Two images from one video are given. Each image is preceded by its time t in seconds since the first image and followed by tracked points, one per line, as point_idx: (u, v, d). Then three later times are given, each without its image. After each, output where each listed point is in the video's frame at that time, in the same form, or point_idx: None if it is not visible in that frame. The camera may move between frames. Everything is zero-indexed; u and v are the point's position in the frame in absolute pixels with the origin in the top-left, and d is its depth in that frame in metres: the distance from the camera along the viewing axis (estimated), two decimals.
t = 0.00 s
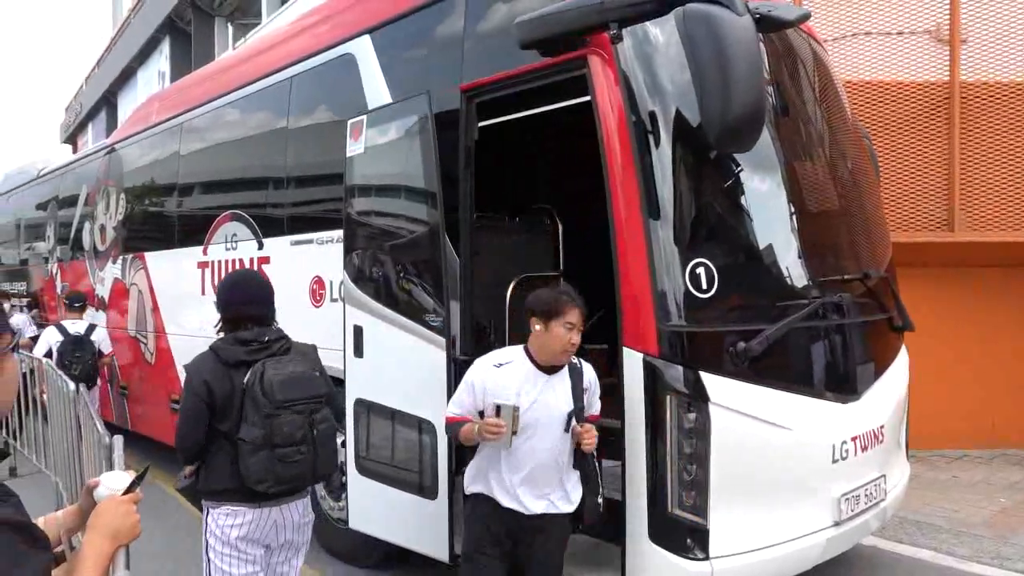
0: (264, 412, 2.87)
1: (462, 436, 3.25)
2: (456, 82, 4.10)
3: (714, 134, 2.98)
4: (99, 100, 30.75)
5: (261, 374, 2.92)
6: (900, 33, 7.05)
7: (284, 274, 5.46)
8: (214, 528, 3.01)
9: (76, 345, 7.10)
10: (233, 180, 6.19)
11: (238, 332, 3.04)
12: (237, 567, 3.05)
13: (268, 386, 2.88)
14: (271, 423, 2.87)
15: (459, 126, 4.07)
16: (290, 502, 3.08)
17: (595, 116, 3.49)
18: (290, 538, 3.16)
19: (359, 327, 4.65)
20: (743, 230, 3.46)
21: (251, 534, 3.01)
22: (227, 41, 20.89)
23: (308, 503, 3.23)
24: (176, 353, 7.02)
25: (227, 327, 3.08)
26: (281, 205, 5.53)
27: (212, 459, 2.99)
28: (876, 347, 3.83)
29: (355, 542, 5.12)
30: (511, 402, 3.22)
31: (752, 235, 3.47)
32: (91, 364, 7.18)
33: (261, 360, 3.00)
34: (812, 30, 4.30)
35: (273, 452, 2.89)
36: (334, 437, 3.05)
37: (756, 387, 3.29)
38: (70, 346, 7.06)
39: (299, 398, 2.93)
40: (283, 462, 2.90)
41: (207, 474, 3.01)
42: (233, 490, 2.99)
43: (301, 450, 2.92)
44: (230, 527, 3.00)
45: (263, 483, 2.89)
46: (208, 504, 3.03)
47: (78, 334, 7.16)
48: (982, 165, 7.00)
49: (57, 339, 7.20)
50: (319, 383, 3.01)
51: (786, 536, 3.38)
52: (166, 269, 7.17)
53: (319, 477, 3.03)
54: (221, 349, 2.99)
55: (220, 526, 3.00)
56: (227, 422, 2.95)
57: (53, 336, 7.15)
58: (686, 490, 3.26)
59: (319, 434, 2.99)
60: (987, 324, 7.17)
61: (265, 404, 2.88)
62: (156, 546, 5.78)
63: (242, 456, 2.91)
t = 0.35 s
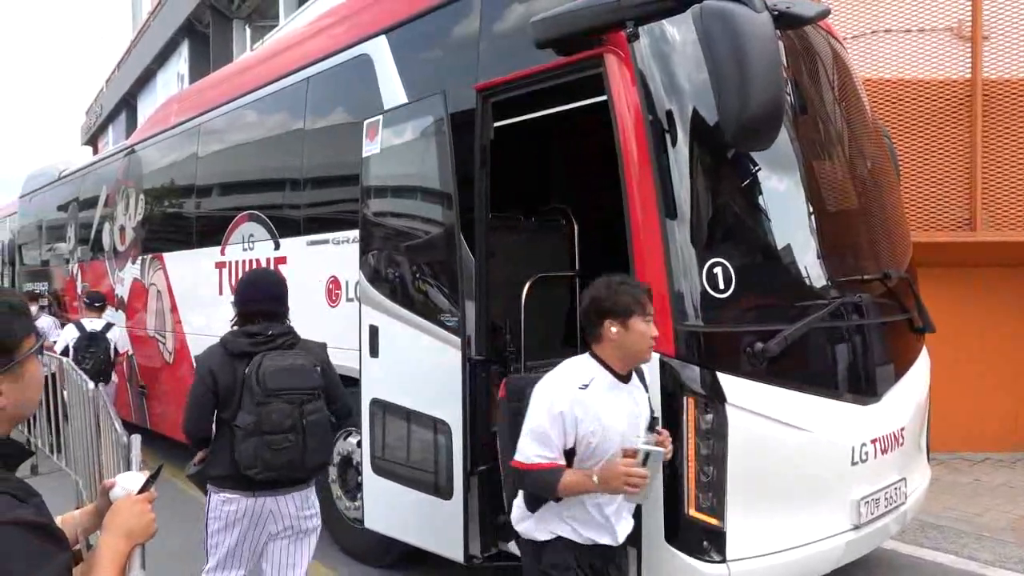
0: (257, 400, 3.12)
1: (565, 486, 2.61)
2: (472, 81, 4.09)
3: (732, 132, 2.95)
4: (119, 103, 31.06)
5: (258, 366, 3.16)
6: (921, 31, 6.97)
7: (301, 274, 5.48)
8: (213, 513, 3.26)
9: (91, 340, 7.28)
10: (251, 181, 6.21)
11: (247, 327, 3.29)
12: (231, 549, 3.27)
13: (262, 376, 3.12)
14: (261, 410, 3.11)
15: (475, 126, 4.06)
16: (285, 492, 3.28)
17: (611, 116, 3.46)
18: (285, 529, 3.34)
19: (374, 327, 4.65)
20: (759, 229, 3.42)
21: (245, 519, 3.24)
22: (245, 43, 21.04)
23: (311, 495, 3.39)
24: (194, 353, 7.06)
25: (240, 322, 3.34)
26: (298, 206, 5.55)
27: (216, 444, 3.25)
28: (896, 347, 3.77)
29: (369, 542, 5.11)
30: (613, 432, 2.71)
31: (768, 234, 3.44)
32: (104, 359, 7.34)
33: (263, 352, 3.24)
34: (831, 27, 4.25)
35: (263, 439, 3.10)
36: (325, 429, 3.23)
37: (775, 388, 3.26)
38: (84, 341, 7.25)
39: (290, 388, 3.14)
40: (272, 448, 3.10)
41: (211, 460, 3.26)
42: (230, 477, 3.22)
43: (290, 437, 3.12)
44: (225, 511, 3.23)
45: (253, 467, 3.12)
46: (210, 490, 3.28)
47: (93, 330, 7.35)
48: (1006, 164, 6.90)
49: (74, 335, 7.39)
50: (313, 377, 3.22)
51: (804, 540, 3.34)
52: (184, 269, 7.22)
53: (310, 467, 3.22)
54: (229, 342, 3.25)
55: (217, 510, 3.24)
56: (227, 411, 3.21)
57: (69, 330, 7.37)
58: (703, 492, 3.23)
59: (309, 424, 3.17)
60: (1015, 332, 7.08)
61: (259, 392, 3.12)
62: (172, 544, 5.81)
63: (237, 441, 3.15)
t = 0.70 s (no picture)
0: (232, 399, 3.17)
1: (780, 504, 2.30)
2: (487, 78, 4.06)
3: (751, 129, 2.90)
4: (140, 103, 31.33)
5: (235, 366, 3.22)
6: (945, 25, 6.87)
7: (318, 273, 5.47)
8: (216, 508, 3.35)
9: (122, 336, 7.31)
10: (268, 180, 6.22)
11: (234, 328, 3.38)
12: (235, 542, 3.36)
13: (237, 375, 3.18)
14: (235, 409, 3.15)
15: (491, 123, 4.03)
16: (277, 486, 3.30)
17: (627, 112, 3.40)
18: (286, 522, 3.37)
19: (390, 326, 4.63)
20: (779, 226, 3.37)
21: (242, 514, 3.30)
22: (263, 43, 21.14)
23: (308, 488, 3.41)
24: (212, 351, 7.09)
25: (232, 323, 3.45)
26: (314, 204, 5.54)
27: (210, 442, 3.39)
28: (919, 346, 3.70)
29: (385, 541, 5.10)
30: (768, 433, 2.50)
31: (788, 231, 3.38)
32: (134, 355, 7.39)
33: (245, 350, 3.30)
34: (853, 21, 4.18)
35: (237, 438, 3.16)
36: (303, 427, 3.23)
37: (795, 389, 3.20)
38: (116, 337, 7.29)
39: (263, 387, 3.17)
40: (247, 447, 3.16)
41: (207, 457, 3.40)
42: (222, 475, 3.30)
43: (262, 436, 3.15)
44: (223, 506, 3.30)
45: (232, 466, 3.19)
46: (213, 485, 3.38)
47: (125, 326, 7.37)
48: None
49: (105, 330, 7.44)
50: (292, 375, 3.23)
51: (825, 543, 3.28)
52: (202, 268, 7.25)
53: (290, 465, 3.23)
54: (216, 343, 3.35)
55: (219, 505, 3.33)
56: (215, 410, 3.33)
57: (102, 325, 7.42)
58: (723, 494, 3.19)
59: (284, 422, 3.18)
60: None
61: (233, 392, 3.17)
62: (190, 542, 5.83)
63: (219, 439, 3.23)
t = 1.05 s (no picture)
0: (206, 390, 3.16)
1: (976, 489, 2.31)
2: (493, 74, 3.99)
3: (765, 124, 2.83)
4: (143, 102, 31.33)
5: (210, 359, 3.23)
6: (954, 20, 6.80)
7: (320, 272, 5.42)
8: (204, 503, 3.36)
9: (120, 333, 7.30)
10: (271, 177, 6.17)
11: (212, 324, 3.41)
12: (222, 538, 3.36)
13: (211, 366, 3.18)
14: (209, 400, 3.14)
15: (496, 120, 3.96)
16: (258, 481, 3.27)
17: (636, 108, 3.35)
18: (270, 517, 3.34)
19: (394, 325, 4.58)
20: (789, 223, 3.30)
21: (225, 509, 3.28)
22: (266, 40, 21.11)
23: (292, 485, 3.35)
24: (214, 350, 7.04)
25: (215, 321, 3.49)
26: (317, 202, 5.50)
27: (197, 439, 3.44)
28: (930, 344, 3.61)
29: (388, 542, 5.05)
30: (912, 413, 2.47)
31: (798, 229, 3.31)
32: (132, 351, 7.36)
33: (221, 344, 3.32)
34: (864, 15, 4.11)
35: (213, 429, 3.16)
36: (276, 415, 3.17)
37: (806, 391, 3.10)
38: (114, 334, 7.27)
39: (234, 377, 3.14)
40: (223, 437, 3.15)
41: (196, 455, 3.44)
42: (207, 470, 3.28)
43: (236, 425, 3.13)
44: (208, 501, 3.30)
45: (211, 458, 3.20)
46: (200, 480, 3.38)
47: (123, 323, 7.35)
48: None
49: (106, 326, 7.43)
50: (264, 364, 3.20)
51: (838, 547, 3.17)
52: (204, 266, 7.20)
53: (267, 454, 3.18)
54: (197, 340, 3.41)
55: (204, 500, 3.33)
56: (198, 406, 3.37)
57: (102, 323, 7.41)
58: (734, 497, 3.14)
59: (256, 411, 3.13)
60: None
61: (207, 383, 3.17)
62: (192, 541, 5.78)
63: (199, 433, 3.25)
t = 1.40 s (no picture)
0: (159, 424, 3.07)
1: None
2: (472, 104, 3.98)
3: (749, 157, 2.83)
4: (108, 125, 30.95)
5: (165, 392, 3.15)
6: (917, 56, 6.98)
7: (292, 301, 5.33)
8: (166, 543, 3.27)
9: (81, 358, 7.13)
10: (242, 204, 6.07)
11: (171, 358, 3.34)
12: None
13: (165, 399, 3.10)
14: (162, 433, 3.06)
15: (474, 149, 3.94)
16: (218, 519, 3.18)
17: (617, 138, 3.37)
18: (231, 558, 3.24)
19: (369, 356, 4.50)
20: (767, 253, 3.31)
21: (184, 548, 3.20)
22: (235, 65, 21.01)
23: (256, 523, 3.28)
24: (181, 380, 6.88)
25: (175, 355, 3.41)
26: (289, 229, 5.42)
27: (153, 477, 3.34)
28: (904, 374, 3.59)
29: None
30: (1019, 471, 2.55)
31: (775, 259, 3.32)
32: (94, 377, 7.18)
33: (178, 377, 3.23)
34: (835, 50, 4.18)
35: (165, 463, 3.06)
36: (229, 448, 3.05)
37: (785, 423, 3.07)
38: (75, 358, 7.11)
39: (186, 409, 3.05)
40: (175, 472, 3.04)
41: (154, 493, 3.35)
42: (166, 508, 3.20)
43: (187, 459, 3.02)
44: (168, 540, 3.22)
45: (164, 494, 3.10)
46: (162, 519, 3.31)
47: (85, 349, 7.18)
48: (1005, 189, 6.81)
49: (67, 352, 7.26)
50: (219, 396, 3.10)
51: None
52: (171, 294, 7.06)
53: (221, 488, 3.07)
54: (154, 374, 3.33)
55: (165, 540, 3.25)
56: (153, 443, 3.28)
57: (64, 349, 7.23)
58: (717, 532, 3.10)
59: (208, 443, 3.02)
60: None
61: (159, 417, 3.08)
62: None
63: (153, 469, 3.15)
